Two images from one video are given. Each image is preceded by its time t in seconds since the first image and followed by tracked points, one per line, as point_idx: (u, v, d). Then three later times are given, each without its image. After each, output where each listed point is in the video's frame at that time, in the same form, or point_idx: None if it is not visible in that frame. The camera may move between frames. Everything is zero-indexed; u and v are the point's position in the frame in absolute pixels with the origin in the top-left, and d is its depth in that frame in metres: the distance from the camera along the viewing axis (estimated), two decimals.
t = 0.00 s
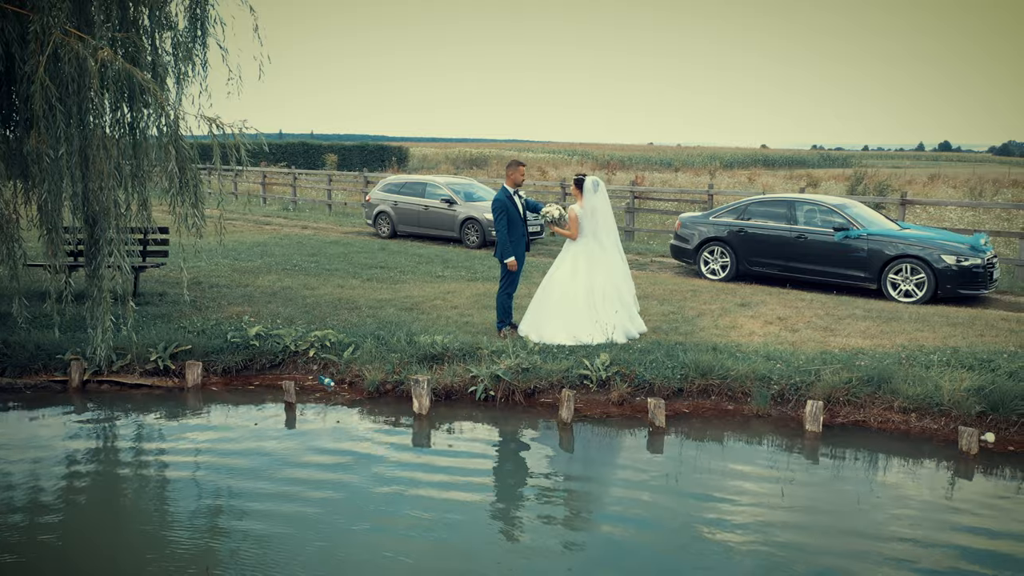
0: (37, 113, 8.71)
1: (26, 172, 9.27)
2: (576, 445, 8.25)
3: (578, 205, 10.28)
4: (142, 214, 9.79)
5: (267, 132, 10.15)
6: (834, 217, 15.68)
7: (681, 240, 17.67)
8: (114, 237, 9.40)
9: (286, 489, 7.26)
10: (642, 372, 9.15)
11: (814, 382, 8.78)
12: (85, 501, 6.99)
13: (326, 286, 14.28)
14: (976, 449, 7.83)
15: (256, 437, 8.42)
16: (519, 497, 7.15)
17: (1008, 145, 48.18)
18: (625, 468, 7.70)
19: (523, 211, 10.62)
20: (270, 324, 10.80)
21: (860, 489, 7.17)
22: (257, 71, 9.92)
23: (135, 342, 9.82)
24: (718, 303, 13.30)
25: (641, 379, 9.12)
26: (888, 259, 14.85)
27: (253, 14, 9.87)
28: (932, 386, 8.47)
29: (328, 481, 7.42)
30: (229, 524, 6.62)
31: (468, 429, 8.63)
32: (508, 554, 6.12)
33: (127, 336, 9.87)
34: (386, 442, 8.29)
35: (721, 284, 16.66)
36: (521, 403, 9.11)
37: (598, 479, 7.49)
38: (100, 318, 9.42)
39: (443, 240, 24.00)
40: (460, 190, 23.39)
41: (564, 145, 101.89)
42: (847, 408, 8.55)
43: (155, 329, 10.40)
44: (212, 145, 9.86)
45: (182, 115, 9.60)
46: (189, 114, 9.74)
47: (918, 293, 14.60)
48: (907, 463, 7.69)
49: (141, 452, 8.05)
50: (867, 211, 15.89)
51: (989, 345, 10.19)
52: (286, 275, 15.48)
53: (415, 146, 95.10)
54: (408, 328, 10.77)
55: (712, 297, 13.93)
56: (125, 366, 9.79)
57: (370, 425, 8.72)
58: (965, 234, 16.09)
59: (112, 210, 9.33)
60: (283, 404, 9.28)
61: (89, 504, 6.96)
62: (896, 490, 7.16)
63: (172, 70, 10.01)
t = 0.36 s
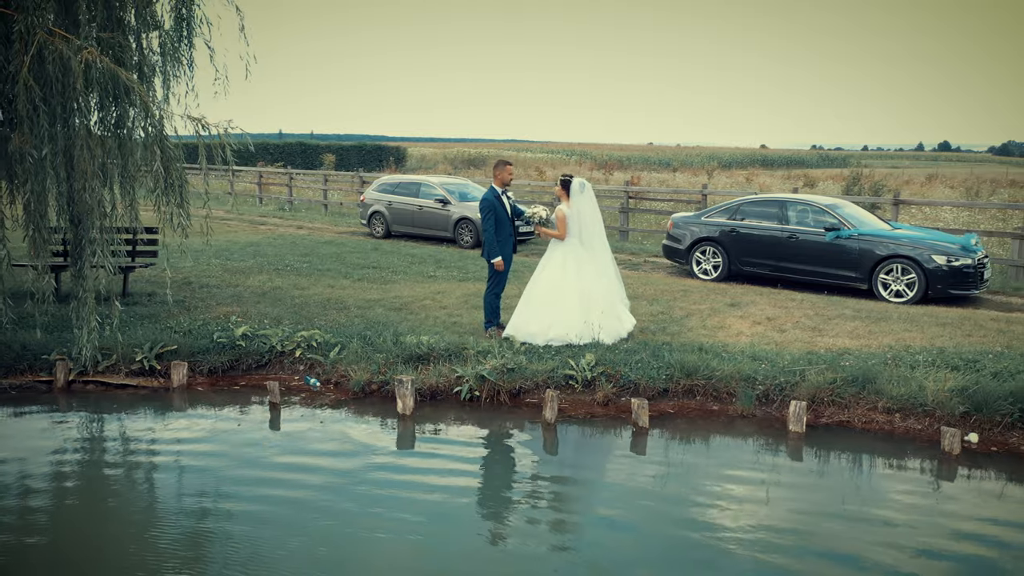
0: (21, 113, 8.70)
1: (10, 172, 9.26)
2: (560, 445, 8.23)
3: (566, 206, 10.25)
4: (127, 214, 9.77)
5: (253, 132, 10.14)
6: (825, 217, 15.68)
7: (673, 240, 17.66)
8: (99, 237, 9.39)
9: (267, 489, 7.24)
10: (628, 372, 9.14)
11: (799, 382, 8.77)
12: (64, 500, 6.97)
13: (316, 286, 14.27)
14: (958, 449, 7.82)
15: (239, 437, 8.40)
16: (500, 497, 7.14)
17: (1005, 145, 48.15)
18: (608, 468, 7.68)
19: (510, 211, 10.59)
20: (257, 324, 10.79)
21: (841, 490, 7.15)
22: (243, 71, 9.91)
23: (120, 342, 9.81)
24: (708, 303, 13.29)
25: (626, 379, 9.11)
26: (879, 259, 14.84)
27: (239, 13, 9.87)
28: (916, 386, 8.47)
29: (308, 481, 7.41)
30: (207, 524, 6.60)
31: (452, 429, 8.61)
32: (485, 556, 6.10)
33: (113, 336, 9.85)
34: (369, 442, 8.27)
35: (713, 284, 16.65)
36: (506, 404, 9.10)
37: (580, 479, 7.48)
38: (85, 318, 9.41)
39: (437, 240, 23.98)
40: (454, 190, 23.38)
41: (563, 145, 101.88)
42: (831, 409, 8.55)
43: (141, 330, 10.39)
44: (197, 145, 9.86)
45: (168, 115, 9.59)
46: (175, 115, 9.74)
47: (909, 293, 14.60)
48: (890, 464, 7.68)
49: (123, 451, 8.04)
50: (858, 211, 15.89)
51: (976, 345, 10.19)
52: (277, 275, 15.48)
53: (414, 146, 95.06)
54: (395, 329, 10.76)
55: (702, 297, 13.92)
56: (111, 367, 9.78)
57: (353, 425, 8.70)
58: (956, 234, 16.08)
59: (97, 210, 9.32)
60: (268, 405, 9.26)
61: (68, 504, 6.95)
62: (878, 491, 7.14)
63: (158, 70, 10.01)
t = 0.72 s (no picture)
0: (6, 113, 8.69)
1: None
2: (545, 444, 8.22)
3: (553, 205, 10.18)
4: (114, 214, 9.76)
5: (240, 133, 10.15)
6: (817, 217, 15.67)
7: (666, 239, 17.65)
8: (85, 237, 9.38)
9: (249, 488, 7.23)
10: (614, 372, 9.13)
11: (785, 382, 8.76)
12: (46, 498, 6.96)
13: (307, 286, 14.25)
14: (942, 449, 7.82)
15: (223, 437, 8.39)
16: (481, 496, 7.13)
17: (1003, 145, 48.11)
18: (592, 468, 7.67)
19: (499, 210, 10.55)
20: (245, 324, 10.78)
21: (824, 490, 7.14)
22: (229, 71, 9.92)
23: (107, 342, 9.80)
24: (698, 303, 13.28)
25: (612, 379, 9.11)
26: (871, 259, 14.84)
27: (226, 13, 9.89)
28: (901, 386, 8.46)
29: (291, 480, 7.40)
30: (187, 523, 6.59)
31: (438, 428, 8.60)
32: (464, 558, 6.08)
33: (99, 336, 9.84)
34: (354, 442, 8.26)
35: (706, 284, 16.64)
36: (492, 403, 9.10)
37: (563, 479, 7.47)
38: (71, 318, 9.40)
39: (432, 240, 23.97)
40: (448, 190, 23.38)
41: (562, 145, 101.78)
42: (817, 408, 8.55)
43: (129, 330, 10.38)
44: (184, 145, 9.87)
45: (154, 116, 9.60)
46: (162, 115, 9.76)
47: (900, 293, 14.60)
48: (874, 464, 7.67)
49: (107, 450, 8.02)
50: (850, 211, 15.88)
51: (964, 345, 10.18)
52: (269, 275, 15.48)
53: (413, 145, 95.11)
54: (383, 329, 10.75)
55: (693, 296, 13.91)
56: (97, 366, 9.76)
57: (338, 424, 8.69)
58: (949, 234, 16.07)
59: (83, 209, 9.30)
60: (254, 405, 9.24)
61: (49, 501, 6.93)
62: (860, 491, 7.12)
63: (145, 70, 10.02)
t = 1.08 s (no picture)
0: None
1: None
2: (531, 443, 8.21)
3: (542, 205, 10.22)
4: (101, 212, 9.73)
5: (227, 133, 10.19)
6: (810, 217, 15.66)
7: (659, 239, 17.64)
8: (71, 236, 9.37)
9: (232, 487, 7.21)
10: (601, 371, 9.12)
11: (771, 381, 8.75)
12: (28, 496, 6.95)
13: (299, 286, 14.23)
14: (927, 448, 7.80)
15: (206, 436, 8.37)
16: (465, 495, 7.11)
17: (1002, 145, 48.06)
18: (577, 467, 7.66)
19: (489, 210, 10.52)
20: (234, 324, 10.76)
21: (807, 489, 7.11)
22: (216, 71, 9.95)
23: (94, 341, 9.79)
24: (689, 302, 13.26)
25: (599, 378, 9.09)
26: (863, 258, 14.83)
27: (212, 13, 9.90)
28: (887, 385, 8.45)
29: (274, 479, 7.38)
30: (168, 521, 6.58)
31: (424, 428, 8.59)
32: (442, 557, 6.05)
33: (86, 335, 9.83)
34: (339, 441, 8.24)
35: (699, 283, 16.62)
36: (479, 403, 9.09)
37: (547, 477, 7.45)
38: (58, 317, 9.38)
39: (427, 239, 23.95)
40: (443, 189, 23.37)
41: (561, 145, 101.76)
42: (803, 408, 8.54)
43: (117, 329, 10.37)
44: (171, 145, 9.88)
45: (141, 116, 9.61)
46: (149, 114, 9.78)
47: (892, 293, 14.59)
48: (859, 463, 7.65)
49: (91, 449, 8.00)
50: (843, 210, 15.87)
51: (953, 344, 10.17)
52: (260, 274, 15.48)
53: (411, 145, 95.04)
54: (372, 328, 10.73)
55: (685, 296, 13.89)
56: (84, 366, 9.75)
57: (324, 424, 8.67)
58: (941, 234, 16.05)
59: (69, 209, 9.28)
60: (240, 404, 9.22)
61: (31, 498, 6.92)
62: (844, 490, 7.10)
63: (132, 70, 10.03)
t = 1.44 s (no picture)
0: None
1: None
2: (518, 442, 8.19)
3: (533, 203, 10.19)
4: (90, 212, 9.70)
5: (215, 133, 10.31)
6: (802, 217, 15.66)
7: (653, 239, 17.63)
8: (59, 235, 9.36)
9: (217, 486, 7.20)
10: (589, 371, 9.11)
11: (759, 381, 8.74)
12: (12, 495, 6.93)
13: (291, 286, 14.21)
14: (914, 448, 7.80)
15: (193, 435, 8.36)
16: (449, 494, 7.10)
17: (1001, 144, 47.99)
18: (563, 466, 7.64)
19: (479, 209, 10.49)
20: (223, 324, 10.74)
21: (793, 488, 7.10)
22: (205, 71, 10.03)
23: (82, 341, 9.78)
24: (681, 302, 13.24)
25: (587, 378, 9.08)
26: (855, 258, 14.83)
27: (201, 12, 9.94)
28: (875, 385, 8.44)
29: (259, 478, 7.37)
30: (151, 521, 6.57)
31: (411, 427, 8.58)
32: (424, 556, 6.03)
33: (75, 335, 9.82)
34: (326, 441, 8.22)
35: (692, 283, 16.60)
36: (466, 402, 9.08)
37: (532, 476, 7.44)
38: (47, 317, 9.35)
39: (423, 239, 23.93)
40: (439, 189, 23.35)
41: (560, 146, 101.77)
42: (790, 407, 8.53)
43: (106, 329, 10.35)
44: (160, 144, 9.90)
45: (130, 115, 9.63)
46: (138, 113, 9.81)
47: (885, 292, 14.59)
48: (846, 463, 7.63)
49: (77, 448, 7.99)
50: (836, 210, 15.86)
51: (942, 344, 10.16)
52: (253, 274, 15.46)
53: (410, 146, 95.09)
54: (361, 328, 10.72)
55: (677, 296, 13.88)
56: (72, 366, 9.74)
57: (311, 423, 8.66)
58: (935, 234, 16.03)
59: (57, 208, 9.27)
60: (228, 404, 9.21)
61: (14, 497, 6.90)
62: (829, 489, 7.09)
63: (120, 69, 10.04)
